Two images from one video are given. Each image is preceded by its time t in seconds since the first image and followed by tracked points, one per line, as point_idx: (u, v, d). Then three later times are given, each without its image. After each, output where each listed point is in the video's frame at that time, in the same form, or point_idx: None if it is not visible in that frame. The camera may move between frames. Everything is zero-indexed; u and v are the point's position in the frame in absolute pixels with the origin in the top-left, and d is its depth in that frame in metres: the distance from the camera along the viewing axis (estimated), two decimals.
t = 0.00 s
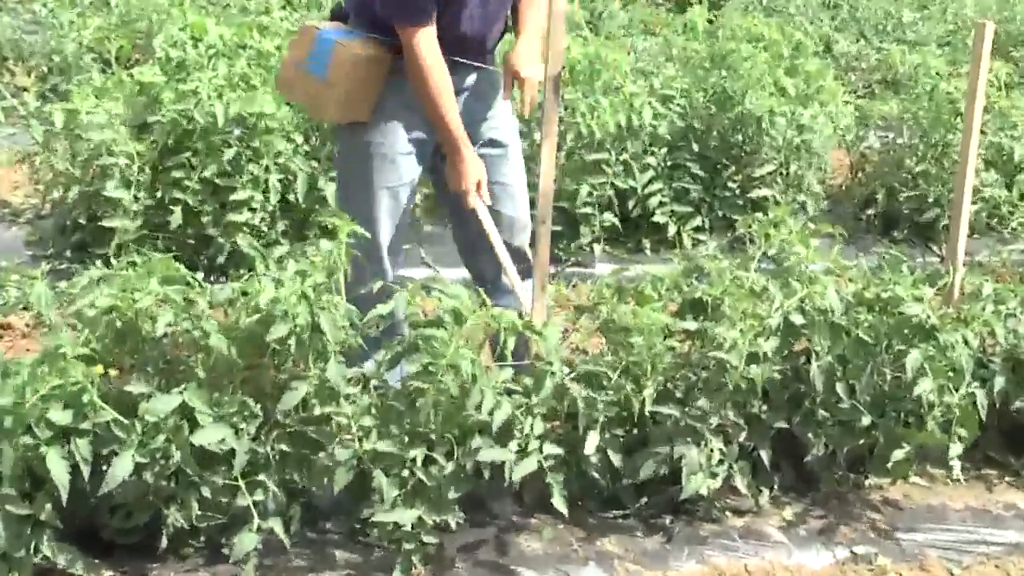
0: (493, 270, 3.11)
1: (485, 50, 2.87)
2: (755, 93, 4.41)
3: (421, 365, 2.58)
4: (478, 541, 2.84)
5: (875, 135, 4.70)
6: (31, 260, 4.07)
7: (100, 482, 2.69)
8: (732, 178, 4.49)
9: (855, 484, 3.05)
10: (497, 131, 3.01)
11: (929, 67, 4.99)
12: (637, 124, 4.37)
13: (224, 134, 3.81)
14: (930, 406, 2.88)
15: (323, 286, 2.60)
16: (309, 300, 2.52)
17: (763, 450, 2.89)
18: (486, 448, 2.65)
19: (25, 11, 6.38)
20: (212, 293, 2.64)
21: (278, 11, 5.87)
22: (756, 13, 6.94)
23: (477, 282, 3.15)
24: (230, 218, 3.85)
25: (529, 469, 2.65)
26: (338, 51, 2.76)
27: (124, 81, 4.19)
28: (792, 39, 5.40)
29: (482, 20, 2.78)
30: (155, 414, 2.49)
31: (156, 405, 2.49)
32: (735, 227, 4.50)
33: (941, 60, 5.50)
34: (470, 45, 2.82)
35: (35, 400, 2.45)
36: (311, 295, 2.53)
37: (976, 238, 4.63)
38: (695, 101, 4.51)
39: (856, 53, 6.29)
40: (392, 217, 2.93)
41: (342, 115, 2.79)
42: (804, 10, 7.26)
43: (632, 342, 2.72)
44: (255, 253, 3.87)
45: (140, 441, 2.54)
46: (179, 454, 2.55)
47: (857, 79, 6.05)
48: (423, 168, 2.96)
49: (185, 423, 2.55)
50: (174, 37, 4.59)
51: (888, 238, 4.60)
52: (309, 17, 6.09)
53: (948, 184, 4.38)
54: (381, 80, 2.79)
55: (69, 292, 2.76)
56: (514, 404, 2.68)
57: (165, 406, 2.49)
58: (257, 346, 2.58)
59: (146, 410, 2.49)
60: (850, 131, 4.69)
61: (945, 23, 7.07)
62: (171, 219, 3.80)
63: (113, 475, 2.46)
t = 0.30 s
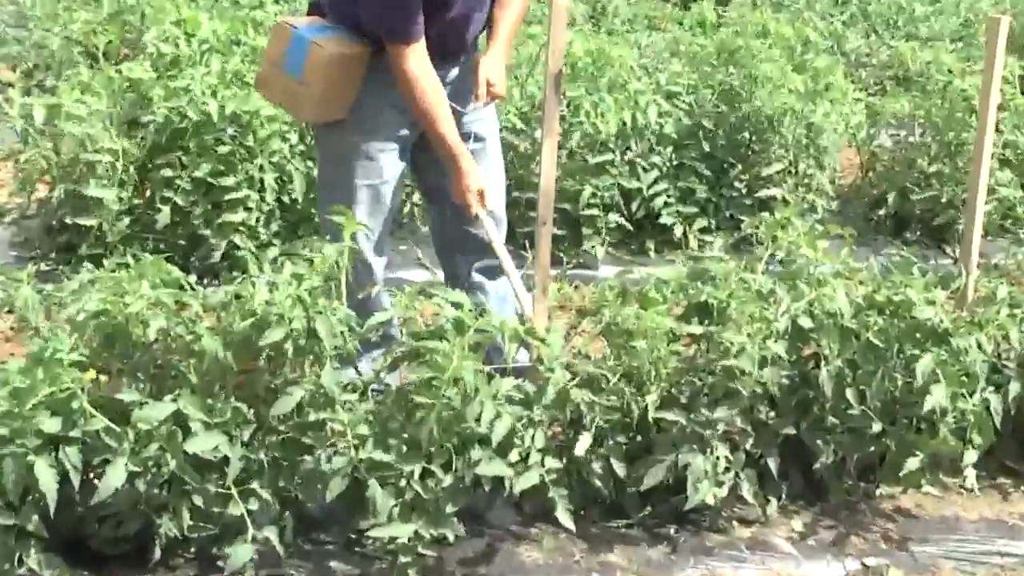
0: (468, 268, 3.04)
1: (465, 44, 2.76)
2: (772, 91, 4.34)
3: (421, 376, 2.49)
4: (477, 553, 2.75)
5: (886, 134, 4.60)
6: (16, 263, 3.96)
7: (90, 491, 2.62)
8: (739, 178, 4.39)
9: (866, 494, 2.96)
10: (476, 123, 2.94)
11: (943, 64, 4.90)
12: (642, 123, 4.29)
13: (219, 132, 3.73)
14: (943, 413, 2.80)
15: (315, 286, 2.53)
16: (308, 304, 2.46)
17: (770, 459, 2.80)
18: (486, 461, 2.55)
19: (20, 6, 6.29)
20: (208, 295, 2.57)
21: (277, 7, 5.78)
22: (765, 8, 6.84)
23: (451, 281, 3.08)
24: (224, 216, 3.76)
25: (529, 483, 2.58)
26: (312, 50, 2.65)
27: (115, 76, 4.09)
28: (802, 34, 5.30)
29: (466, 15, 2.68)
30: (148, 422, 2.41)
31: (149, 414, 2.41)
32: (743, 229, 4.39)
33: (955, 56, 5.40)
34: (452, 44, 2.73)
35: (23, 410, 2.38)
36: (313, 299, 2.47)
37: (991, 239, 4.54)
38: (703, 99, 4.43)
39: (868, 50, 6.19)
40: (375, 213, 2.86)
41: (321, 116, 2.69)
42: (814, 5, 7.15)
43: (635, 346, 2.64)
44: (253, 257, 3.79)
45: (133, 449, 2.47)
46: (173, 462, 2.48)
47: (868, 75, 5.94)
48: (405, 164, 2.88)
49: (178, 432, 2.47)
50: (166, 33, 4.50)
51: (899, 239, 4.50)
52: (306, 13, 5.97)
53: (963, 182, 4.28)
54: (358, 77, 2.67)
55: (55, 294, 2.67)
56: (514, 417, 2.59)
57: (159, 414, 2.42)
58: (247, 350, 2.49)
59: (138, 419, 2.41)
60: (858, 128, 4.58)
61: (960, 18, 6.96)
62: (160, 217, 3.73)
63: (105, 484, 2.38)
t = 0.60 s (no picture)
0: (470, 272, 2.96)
1: (476, 47, 2.69)
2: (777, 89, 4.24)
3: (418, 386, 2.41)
4: (475, 564, 2.67)
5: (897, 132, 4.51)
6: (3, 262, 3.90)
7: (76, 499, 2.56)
8: (744, 177, 4.30)
9: (875, 503, 2.88)
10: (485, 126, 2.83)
11: (955, 60, 4.81)
12: (643, 119, 4.23)
13: (209, 131, 3.66)
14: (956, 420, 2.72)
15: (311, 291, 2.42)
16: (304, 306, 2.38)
17: (777, 467, 2.72)
18: (486, 473, 2.48)
19: None
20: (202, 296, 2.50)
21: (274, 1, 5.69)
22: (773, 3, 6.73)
23: (454, 284, 2.99)
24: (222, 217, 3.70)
25: (528, 497, 2.51)
26: (320, 44, 2.55)
27: (101, 72, 4.00)
28: (809, 29, 5.21)
29: (478, 20, 2.61)
30: (145, 426, 2.33)
31: (147, 417, 2.33)
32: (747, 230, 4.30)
33: (968, 53, 5.30)
34: (464, 46, 2.64)
35: (11, 413, 2.28)
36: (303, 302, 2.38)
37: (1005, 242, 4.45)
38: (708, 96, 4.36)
39: (879, 46, 6.08)
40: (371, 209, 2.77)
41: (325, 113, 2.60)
42: None
43: (639, 351, 2.56)
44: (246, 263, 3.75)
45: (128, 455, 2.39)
46: (167, 470, 2.41)
47: (878, 71, 5.80)
48: (407, 163, 2.80)
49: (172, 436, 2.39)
50: (157, 28, 4.41)
51: (910, 240, 4.42)
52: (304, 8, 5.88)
53: (975, 182, 4.20)
54: (363, 73, 2.58)
55: (39, 296, 2.59)
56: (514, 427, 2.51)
57: (157, 418, 2.34)
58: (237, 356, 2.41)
59: (135, 422, 2.32)
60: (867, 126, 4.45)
61: (974, 13, 6.85)
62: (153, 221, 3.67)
63: (106, 489, 2.31)
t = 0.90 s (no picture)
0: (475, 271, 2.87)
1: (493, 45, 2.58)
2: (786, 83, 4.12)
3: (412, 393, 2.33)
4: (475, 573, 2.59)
5: (909, 128, 4.42)
6: None
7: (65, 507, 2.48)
8: (752, 174, 4.22)
9: (887, 510, 2.80)
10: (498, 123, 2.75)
11: (970, 52, 4.71)
12: (649, 115, 4.11)
13: (201, 126, 3.59)
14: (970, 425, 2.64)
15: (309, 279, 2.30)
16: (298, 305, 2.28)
17: (786, 474, 2.64)
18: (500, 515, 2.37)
19: None
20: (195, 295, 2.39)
21: None
22: None
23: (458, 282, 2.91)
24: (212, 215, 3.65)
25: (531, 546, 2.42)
26: (333, 39, 2.47)
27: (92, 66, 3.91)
28: (819, 19, 5.11)
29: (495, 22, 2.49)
30: (148, 443, 2.21)
31: (150, 433, 2.21)
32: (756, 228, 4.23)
33: (981, 44, 5.20)
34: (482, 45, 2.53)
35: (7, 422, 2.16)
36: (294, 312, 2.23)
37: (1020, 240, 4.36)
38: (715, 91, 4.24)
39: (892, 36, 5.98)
40: (370, 211, 2.69)
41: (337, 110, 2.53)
42: None
43: (641, 354, 2.48)
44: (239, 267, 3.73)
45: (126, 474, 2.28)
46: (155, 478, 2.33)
47: (890, 65, 5.71)
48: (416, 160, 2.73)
49: (170, 454, 2.29)
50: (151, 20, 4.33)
51: (923, 239, 4.34)
52: None
53: (991, 179, 4.11)
54: (374, 69, 2.51)
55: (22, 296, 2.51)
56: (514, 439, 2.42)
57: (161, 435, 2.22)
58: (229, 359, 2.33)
59: (139, 438, 2.21)
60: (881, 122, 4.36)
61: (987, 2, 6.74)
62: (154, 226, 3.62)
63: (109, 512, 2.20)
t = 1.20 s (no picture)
0: (475, 272, 2.79)
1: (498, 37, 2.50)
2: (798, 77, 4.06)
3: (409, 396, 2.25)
4: None
5: (923, 123, 4.35)
6: None
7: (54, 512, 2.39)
8: (761, 171, 4.13)
9: (900, 518, 2.71)
10: (501, 119, 2.66)
11: (988, 45, 4.61)
12: (655, 110, 4.05)
13: (193, 120, 3.51)
14: (986, 429, 2.55)
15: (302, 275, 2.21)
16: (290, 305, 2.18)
17: (796, 480, 2.55)
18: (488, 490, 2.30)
19: None
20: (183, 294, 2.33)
21: None
22: None
23: (457, 283, 2.82)
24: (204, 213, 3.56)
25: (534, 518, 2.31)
26: (336, 34, 2.38)
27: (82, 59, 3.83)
28: (831, 12, 5.01)
29: (502, 12, 2.42)
30: (131, 433, 2.15)
31: (133, 423, 2.15)
32: (764, 226, 4.12)
33: (996, 37, 5.10)
34: (484, 37, 2.45)
35: None
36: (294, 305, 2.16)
37: None
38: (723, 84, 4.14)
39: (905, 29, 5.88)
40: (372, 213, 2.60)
41: (338, 108, 2.44)
42: None
43: (648, 355, 2.39)
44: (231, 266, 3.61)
45: (110, 468, 2.21)
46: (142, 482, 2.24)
47: (905, 58, 5.62)
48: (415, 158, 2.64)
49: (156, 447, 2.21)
50: (144, 13, 4.24)
51: (936, 236, 4.25)
52: None
53: (1005, 174, 4.02)
54: (378, 64, 2.42)
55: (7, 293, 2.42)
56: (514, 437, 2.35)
57: (144, 425, 2.16)
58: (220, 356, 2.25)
59: (121, 428, 2.14)
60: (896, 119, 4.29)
61: None
62: (132, 213, 3.50)
63: (91, 504, 2.12)
